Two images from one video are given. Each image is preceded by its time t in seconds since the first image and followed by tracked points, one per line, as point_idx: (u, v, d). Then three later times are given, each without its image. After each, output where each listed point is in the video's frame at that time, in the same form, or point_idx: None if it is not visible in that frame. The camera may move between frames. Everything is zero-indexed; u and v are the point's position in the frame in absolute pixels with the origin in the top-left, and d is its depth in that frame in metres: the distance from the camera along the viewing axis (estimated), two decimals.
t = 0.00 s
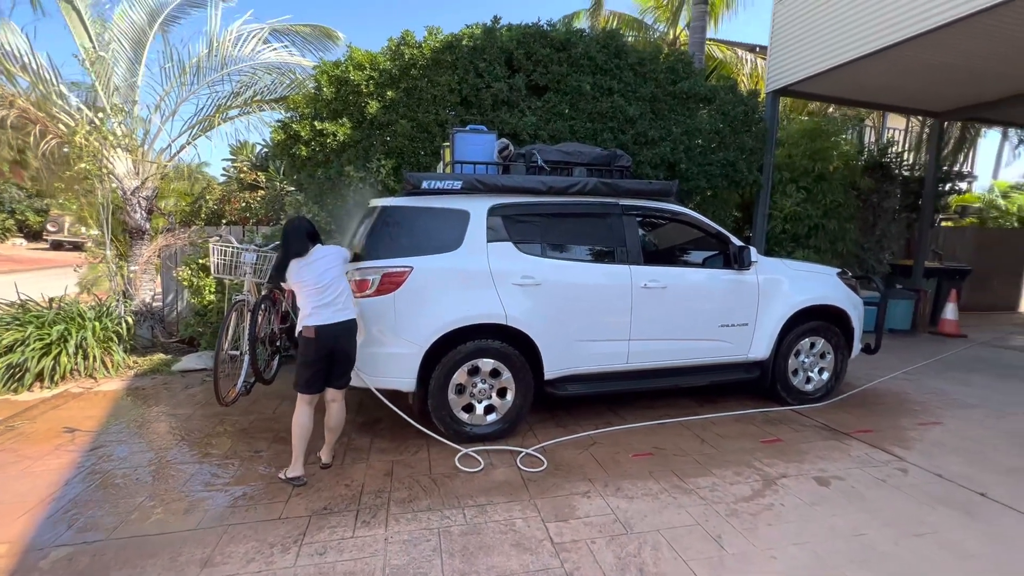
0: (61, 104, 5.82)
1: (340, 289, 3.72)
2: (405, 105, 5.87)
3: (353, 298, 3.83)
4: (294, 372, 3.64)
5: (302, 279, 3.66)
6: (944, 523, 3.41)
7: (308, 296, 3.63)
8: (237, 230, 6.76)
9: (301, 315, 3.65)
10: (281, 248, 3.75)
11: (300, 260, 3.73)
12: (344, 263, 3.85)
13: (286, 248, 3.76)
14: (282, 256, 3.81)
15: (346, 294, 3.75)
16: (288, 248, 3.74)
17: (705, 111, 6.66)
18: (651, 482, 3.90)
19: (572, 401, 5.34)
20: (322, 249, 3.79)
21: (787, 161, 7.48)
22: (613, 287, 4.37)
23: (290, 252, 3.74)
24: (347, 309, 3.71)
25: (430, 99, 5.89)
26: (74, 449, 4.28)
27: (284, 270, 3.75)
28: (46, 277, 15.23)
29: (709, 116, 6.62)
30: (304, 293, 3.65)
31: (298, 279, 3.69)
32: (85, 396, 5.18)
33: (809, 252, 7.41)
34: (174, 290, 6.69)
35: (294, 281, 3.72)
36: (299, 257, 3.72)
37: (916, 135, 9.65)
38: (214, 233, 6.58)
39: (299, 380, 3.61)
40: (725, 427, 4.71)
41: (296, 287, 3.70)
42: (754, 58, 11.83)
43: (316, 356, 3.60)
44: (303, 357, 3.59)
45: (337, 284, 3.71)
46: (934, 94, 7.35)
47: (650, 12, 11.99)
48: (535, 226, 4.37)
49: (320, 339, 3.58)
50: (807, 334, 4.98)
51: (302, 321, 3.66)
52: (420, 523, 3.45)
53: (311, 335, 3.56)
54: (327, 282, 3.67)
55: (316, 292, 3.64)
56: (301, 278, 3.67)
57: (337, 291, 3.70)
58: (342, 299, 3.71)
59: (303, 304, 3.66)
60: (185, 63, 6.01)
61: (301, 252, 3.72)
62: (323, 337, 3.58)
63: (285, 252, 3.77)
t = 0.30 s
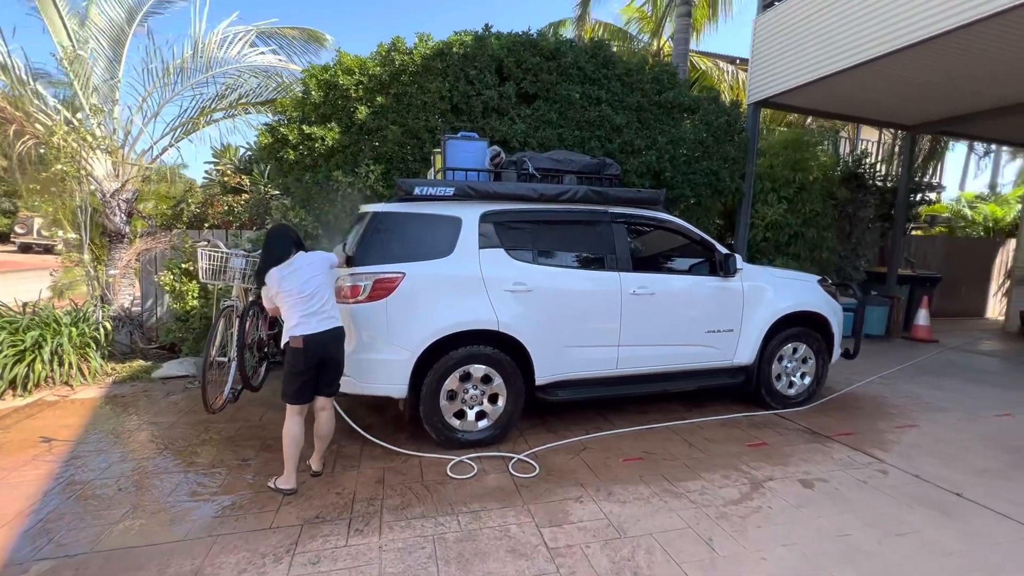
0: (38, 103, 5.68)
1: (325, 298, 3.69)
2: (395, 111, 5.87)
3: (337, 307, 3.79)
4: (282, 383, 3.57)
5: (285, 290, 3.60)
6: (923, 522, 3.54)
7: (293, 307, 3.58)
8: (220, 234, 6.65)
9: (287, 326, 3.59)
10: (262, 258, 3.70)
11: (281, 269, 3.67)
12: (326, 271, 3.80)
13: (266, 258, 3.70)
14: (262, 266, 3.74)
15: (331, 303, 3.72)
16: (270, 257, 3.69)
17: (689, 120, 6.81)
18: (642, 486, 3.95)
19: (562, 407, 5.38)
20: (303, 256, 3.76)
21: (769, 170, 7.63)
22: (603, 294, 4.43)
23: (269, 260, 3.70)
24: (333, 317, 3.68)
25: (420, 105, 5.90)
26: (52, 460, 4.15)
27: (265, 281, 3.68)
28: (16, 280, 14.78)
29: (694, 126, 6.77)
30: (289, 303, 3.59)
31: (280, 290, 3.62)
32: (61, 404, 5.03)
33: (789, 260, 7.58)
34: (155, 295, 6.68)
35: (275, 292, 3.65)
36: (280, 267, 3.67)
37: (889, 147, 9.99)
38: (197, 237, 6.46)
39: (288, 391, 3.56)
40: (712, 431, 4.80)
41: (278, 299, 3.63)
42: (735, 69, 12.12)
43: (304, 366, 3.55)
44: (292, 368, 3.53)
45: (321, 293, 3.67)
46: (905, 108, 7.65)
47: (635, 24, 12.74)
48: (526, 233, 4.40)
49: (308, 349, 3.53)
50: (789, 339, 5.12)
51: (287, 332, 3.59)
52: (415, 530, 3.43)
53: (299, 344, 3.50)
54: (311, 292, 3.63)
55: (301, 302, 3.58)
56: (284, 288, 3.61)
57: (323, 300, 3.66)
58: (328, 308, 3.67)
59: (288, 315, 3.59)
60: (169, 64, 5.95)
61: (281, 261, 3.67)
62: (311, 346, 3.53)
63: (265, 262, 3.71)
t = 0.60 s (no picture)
0: (13, 102, 5.53)
1: (304, 304, 3.61)
2: (384, 115, 5.88)
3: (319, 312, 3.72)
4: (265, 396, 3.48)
5: (262, 300, 3.52)
6: (901, 520, 3.68)
7: (271, 317, 3.51)
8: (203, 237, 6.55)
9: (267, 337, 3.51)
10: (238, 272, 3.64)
11: (256, 280, 3.62)
12: (303, 279, 3.74)
13: (240, 272, 3.65)
14: (236, 280, 3.67)
15: (312, 309, 3.64)
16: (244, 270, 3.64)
17: (673, 130, 6.96)
18: (632, 489, 4.01)
19: (550, 412, 5.42)
20: (279, 265, 3.71)
21: (749, 179, 7.83)
22: (593, 299, 4.49)
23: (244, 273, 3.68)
24: (315, 323, 3.61)
25: (410, 110, 5.92)
26: (28, 469, 4.02)
27: (239, 294, 3.61)
28: None
29: (677, 136, 6.92)
30: (267, 314, 3.52)
31: (256, 301, 3.55)
32: (35, 412, 4.87)
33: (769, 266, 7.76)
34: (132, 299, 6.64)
35: (251, 303, 3.58)
36: (253, 278, 3.60)
37: (863, 158, 10.33)
38: (178, 240, 6.36)
39: (272, 404, 3.47)
40: (698, 434, 4.90)
41: (256, 311, 3.56)
42: (716, 80, 12.41)
43: (288, 377, 3.47)
44: (275, 380, 3.45)
45: (300, 299, 3.59)
46: (877, 121, 7.93)
47: (618, 34, 13.26)
48: (517, 239, 4.44)
49: (291, 359, 3.45)
50: (771, 344, 5.26)
51: (270, 344, 3.52)
52: (408, 536, 3.42)
53: (282, 355, 3.43)
54: (289, 300, 3.56)
55: (279, 311, 3.51)
56: (259, 299, 3.54)
57: (302, 307, 3.58)
58: (308, 314, 3.60)
59: (268, 326, 3.52)
60: (151, 63, 5.93)
61: (254, 271, 3.63)
62: (295, 356, 3.46)
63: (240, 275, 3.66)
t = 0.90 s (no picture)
0: None
1: (286, 310, 3.54)
2: (373, 120, 5.91)
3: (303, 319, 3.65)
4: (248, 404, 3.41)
5: (242, 309, 3.45)
6: (879, 519, 3.80)
7: (252, 325, 3.43)
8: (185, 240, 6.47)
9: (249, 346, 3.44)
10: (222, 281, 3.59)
11: (236, 289, 3.55)
12: (286, 286, 3.66)
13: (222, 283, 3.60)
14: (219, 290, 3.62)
15: (295, 316, 3.57)
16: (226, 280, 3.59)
17: (657, 139, 7.10)
18: (620, 492, 4.06)
19: (538, 417, 5.46)
20: (260, 273, 3.65)
21: (731, 188, 8.00)
22: (581, 305, 4.55)
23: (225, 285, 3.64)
24: (298, 330, 3.53)
25: (399, 116, 5.97)
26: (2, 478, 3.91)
27: (220, 303, 3.54)
28: None
29: (662, 145, 7.06)
30: (248, 322, 3.45)
31: (237, 310, 3.48)
32: (8, 419, 4.74)
33: (750, 273, 7.93)
34: (110, 301, 6.55)
35: (232, 313, 3.51)
36: (234, 287, 3.53)
37: (839, 169, 10.64)
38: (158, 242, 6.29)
39: (254, 414, 3.39)
40: (683, 438, 4.99)
41: (237, 321, 3.49)
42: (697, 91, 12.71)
43: (271, 387, 3.39)
44: (257, 389, 3.38)
45: (281, 306, 3.52)
46: (851, 134, 8.21)
47: (603, 44, 13.62)
48: (507, 244, 4.48)
49: (273, 369, 3.37)
50: (752, 349, 5.38)
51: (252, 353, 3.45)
52: (400, 541, 3.41)
53: (263, 365, 3.35)
54: (270, 307, 3.48)
55: (260, 319, 3.44)
56: (239, 308, 3.47)
57: (283, 314, 3.50)
58: (291, 321, 3.53)
59: (249, 335, 3.45)
60: (135, 63, 6.22)
61: (236, 281, 3.57)
62: (278, 365, 3.38)
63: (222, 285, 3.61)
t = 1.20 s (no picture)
0: None
1: (272, 315, 3.48)
2: (362, 124, 5.93)
3: (292, 323, 3.59)
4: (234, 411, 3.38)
5: (229, 314, 3.42)
6: (860, 520, 3.88)
7: (237, 331, 3.39)
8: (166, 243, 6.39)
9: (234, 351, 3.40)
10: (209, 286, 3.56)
11: (224, 294, 3.52)
12: (274, 290, 3.61)
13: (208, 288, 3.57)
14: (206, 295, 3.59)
15: (282, 321, 3.52)
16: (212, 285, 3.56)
17: (643, 147, 7.23)
18: (609, 496, 4.09)
19: (526, 422, 5.48)
20: (249, 277, 3.60)
21: (714, 197, 8.15)
22: (569, 310, 4.58)
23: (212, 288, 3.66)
24: (284, 336, 3.48)
25: (388, 121, 6.00)
26: None
27: (208, 308, 3.51)
28: None
29: (647, 153, 7.19)
30: (234, 327, 3.41)
31: (223, 315, 3.45)
32: None
33: (733, 280, 8.07)
34: (86, 306, 6.45)
35: (219, 318, 3.48)
36: (221, 291, 3.50)
37: (817, 179, 10.92)
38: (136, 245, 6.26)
39: (240, 420, 3.34)
40: (669, 442, 5.04)
41: (224, 326, 3.46)
42: (681, 101, 12.98)
43: (255, 393, 3.34)
44: (242, 396, 3.34)
45: (267, 311, 3.47)
46: (830, 145, 8.44)
47: (589, 53, 13.90)
48: (496, 250, 4.50)
49: (256, 375, 3.32)
50: (736, 355, 5.48)
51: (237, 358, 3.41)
52: (390, 548, 3.37)
53: (246, 372, 3.31)
54: (255, 312, 3.43)
55: (245, 324, 3.39)
56: (225, 313, 3.43)
57: (269, 319, 3.45)
58: (277, 326, 3.47)
59: (235, 340, 3.41)
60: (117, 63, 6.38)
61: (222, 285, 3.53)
62: (262, 372, 3.33)
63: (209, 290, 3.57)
